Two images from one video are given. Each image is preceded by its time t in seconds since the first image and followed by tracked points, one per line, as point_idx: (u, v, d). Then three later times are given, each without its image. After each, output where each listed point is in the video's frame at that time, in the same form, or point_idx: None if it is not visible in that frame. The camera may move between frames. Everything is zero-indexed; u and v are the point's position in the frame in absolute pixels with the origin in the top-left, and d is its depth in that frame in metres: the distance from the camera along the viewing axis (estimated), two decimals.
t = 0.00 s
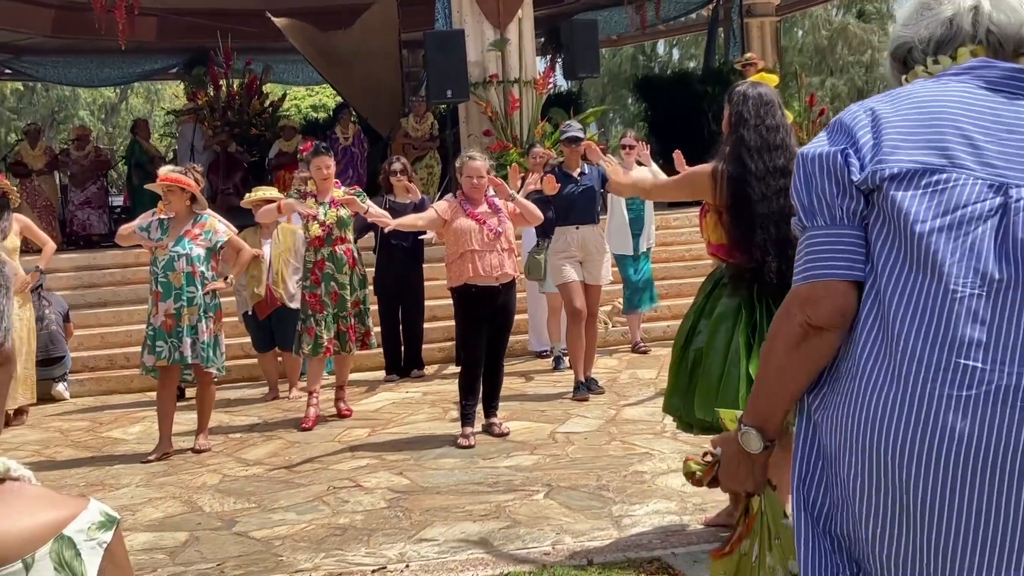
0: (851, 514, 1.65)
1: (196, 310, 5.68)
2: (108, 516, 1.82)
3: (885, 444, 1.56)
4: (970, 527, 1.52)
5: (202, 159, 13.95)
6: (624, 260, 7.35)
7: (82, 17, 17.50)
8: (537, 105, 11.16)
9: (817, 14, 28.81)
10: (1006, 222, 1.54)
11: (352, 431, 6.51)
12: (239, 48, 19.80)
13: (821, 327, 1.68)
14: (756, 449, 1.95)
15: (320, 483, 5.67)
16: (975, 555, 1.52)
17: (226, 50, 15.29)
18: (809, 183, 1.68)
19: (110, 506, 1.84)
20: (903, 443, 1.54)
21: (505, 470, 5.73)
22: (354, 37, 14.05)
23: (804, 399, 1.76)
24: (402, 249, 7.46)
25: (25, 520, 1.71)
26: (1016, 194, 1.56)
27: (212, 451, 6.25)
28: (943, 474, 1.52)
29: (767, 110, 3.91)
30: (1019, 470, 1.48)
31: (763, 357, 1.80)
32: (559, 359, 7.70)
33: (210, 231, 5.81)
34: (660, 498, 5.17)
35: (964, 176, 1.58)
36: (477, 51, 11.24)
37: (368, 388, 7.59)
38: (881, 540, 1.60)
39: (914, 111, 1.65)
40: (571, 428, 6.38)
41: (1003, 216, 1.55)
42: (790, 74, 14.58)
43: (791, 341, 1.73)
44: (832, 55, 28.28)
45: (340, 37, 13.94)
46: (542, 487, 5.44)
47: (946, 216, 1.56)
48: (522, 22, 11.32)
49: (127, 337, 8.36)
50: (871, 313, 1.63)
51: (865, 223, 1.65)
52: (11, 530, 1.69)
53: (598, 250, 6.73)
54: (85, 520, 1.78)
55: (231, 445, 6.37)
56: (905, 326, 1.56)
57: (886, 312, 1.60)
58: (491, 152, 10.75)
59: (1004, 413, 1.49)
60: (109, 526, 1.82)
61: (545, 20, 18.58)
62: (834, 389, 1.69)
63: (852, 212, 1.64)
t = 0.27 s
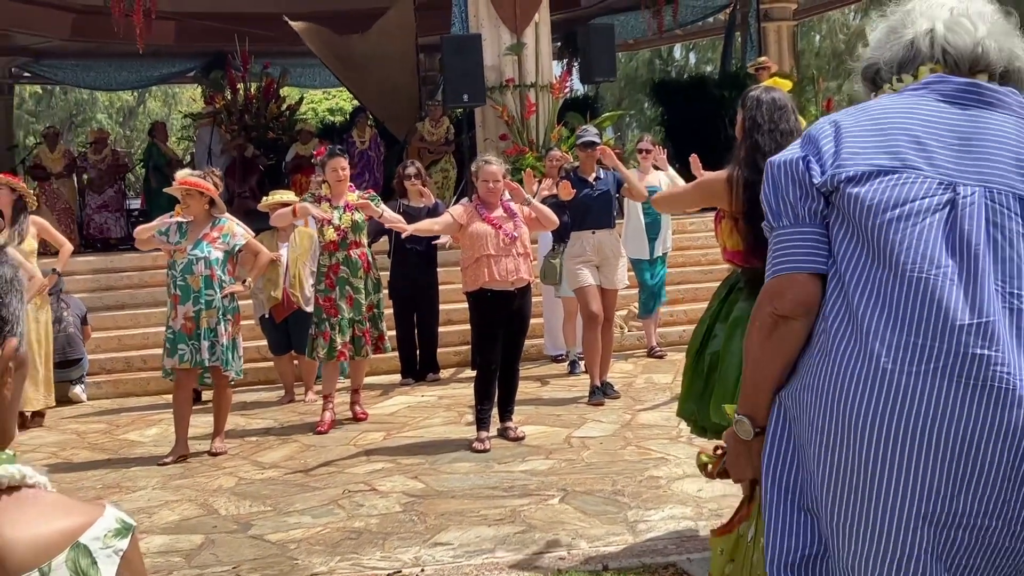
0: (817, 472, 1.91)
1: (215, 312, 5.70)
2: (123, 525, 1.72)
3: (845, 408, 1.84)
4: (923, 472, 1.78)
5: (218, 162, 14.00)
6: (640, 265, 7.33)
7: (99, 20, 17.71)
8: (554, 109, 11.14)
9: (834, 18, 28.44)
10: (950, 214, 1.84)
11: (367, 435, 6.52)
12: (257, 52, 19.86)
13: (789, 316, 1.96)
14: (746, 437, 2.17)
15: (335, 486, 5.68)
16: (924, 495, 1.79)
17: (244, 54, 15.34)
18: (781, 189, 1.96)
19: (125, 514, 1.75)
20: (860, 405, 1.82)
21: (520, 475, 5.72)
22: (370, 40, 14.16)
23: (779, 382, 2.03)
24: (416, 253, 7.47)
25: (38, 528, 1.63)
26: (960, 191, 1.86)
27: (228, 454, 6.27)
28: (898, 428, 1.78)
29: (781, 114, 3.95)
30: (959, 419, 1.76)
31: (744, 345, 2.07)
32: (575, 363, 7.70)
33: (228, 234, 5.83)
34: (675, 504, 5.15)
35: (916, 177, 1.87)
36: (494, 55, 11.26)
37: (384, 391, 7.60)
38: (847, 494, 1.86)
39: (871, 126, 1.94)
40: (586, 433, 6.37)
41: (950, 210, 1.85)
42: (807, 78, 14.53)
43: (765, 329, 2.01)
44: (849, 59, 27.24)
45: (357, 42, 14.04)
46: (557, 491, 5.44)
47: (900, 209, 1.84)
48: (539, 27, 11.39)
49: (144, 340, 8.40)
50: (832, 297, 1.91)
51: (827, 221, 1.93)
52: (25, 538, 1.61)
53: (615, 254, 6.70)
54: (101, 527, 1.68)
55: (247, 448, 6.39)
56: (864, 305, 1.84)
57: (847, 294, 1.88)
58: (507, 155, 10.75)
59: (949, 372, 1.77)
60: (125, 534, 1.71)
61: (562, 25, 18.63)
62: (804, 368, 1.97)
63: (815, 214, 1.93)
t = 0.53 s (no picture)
0: (819, 469, 2.00)
1: (235, 317, 5.73)
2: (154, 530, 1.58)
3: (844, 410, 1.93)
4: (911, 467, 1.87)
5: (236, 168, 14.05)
6: (655, 271, 7.36)
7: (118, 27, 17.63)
8: (570, 116, 11.15)
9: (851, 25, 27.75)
10: (944, 224, 1.91)
11: (383, 440, 6.54)
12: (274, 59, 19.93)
13: (800, 320, 2.07)
14: (766, 431, 2.30)
15: (352, 492, 5.70)
16: (916, 495, 1.87)
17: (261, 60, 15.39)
18: (792, 202, 2.07)
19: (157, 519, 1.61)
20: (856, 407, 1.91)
21: (536, 481, 5.74)
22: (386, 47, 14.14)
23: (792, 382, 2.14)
24: (432, 259, 7.50)
25: (66, 534, 1.52)
26: (956, 203, 1.92)
27: (245, 458, 6.30)
28: (888, 426, 1.88)
29: (797, 122, 3.86)
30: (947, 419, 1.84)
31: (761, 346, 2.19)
32: (589, 370, 7.72)
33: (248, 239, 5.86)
34: (691, 511, 5.16)
35: (914, 189, 1.95)
36: (510, 62, 11.24)
37: (399, 397, 7.63)
38: (846, 492, 1.94)
39: (876, 141, 2.02)
40: (601, 440, 6.38)
41: (945, 220, 1.92)
42: (823, 85, 14.53)
43: (779, 332, 2.12)
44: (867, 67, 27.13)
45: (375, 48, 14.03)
46: (573, 498, 5.45)
47: (896, 220, 1.93)
48: (555, 34, 11.34)
49: (161, 344, 8.44)
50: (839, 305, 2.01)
51: (835, 232, 2.03)
52: (53, 543, 1.51)
53: (631, 260, 6.71)
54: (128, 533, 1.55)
55: (264, 453, 6.42)
56: (866, 311, 1.94)
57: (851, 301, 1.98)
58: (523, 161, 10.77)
59: (937, 374, 1.86)
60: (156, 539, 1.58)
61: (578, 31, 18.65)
62: (813, 371, 2.07)
63: (823, 224, 2.04)
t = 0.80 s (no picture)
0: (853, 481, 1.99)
1: (255, 326, 5.72)
2: (187, 537, 1.59)
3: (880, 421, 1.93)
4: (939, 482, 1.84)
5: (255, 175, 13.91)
6: (675, 282, 7.36)
7: (136, 35, 17.58)
8: (588, 126, 11.13)
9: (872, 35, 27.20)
10: (986, 242, 1.88)
11: (401, 449, 6.53)
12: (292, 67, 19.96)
13: (851, 320, 2.06)
14: (808, 419, 2.32)
15: (370, 501, 5.68)
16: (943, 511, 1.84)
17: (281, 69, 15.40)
18: (847, 210, 2.06)
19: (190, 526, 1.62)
20: (892, 420, 1.90)
21: (555, 492, 5.71)
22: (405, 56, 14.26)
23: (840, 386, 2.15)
24: (449, 267, 7.49)
25: (101, 539, 1.52)
26: (1000, 221, 1.89)
27: (263, 466, 6.29)
28: (919, 440, 1.86)
29: (817, 132, 3.82)
30: (983, 436, 1.80)
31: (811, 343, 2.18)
32: (608, 381, 7.69)
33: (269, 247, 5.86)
34: (711, 524, 5.13)
35: (958, 207, 1.92)
36: (528, 71, 11.22)
37: (417, 406, 7.62)
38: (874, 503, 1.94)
39: (928, 154, 1.99)
40: (620, 451, 6.35)
41: (986, 238, 1.88)
42: (844, 96, 14.45)
43: (830, 329, 2.11)
44: (886, 76, 26.95)
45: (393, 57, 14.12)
46: (592, 509, 5.42)
47: (939, 236, 1.90)
48: (574, 43, 11.28)
49: (180, 351, 8.45)
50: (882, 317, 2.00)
51: (882, 243, 2.01)
52: (88, 549, 1.50)
53: (649, 271, 6.71)
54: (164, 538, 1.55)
55: (282, 461, 6.41)
56: (909, 323, 1.92)
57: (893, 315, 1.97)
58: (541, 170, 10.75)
59: (972, 392, 1.81)
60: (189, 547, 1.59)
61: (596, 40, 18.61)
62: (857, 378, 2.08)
63: (873, 234, 2.02)
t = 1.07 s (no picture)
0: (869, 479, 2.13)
1: (271, 338, 5.75)
2: (199, 550, 1.61)
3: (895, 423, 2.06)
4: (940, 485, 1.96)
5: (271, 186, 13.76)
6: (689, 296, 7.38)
7: (155, 45, 17.66)
8: (604, 138, 11.12)
9: (887, 49, 26.99)
10: (1000, 260, 1.99)
11: (415, 461, 6.53)
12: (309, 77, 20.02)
13: (875, 330, 2.23)
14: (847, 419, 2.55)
15: (383, 513, 5.68)
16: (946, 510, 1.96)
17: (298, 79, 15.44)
18: (876, 223, 2.19)
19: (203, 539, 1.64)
20: (905, 422, 2.03)
21: (568, 505, 5.71)
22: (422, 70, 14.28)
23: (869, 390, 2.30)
24: (462, 280, 7.52)
25: (116, 552, 1.54)
26: (1015, 240, 1.99)
27: (277, 477, 6.31)
28: (925, 444, 1.99)
29: (829, 149, 3.85)
30: (985, 441, 1.92)
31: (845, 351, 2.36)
32: (622, 394, 7.69)
33: (286, 260, 5.88)
34: (724, 538, 5.12)
35: (976, 225, 2.03)
36: (544, 84, 11.22)
37: (431, 417, 7.63)
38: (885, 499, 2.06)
39: (950, 175, 2.12)
40: (633, 464, 6.34)
41: (999, 256, 1.99)
42: (860, 109, 14.39)
43: (857, 338, 2.29)
44: (901, 89, 26.84)
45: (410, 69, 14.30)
46: (605, 523, 5.41)
47: (954, 253, 2.02)
48: (590, 56, 11.27)
49: (195, 362, 8.48)
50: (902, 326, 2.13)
51: (905, 257, 2.14)
52: (103, 563, 1.52)
53: (664, 284, 6.71)
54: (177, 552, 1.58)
55: (296, 472, 6.42)
56: (925, 334, 2.04)
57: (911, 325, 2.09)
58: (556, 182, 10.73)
59: (975, 401, 1.94)
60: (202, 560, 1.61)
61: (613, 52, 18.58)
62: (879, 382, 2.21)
63: (898, 247, 2.15)
